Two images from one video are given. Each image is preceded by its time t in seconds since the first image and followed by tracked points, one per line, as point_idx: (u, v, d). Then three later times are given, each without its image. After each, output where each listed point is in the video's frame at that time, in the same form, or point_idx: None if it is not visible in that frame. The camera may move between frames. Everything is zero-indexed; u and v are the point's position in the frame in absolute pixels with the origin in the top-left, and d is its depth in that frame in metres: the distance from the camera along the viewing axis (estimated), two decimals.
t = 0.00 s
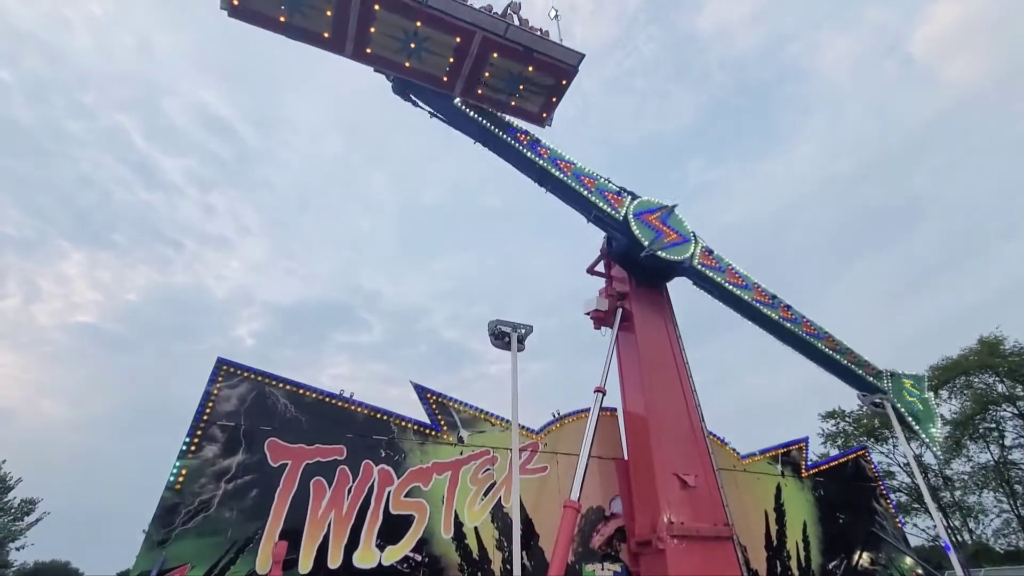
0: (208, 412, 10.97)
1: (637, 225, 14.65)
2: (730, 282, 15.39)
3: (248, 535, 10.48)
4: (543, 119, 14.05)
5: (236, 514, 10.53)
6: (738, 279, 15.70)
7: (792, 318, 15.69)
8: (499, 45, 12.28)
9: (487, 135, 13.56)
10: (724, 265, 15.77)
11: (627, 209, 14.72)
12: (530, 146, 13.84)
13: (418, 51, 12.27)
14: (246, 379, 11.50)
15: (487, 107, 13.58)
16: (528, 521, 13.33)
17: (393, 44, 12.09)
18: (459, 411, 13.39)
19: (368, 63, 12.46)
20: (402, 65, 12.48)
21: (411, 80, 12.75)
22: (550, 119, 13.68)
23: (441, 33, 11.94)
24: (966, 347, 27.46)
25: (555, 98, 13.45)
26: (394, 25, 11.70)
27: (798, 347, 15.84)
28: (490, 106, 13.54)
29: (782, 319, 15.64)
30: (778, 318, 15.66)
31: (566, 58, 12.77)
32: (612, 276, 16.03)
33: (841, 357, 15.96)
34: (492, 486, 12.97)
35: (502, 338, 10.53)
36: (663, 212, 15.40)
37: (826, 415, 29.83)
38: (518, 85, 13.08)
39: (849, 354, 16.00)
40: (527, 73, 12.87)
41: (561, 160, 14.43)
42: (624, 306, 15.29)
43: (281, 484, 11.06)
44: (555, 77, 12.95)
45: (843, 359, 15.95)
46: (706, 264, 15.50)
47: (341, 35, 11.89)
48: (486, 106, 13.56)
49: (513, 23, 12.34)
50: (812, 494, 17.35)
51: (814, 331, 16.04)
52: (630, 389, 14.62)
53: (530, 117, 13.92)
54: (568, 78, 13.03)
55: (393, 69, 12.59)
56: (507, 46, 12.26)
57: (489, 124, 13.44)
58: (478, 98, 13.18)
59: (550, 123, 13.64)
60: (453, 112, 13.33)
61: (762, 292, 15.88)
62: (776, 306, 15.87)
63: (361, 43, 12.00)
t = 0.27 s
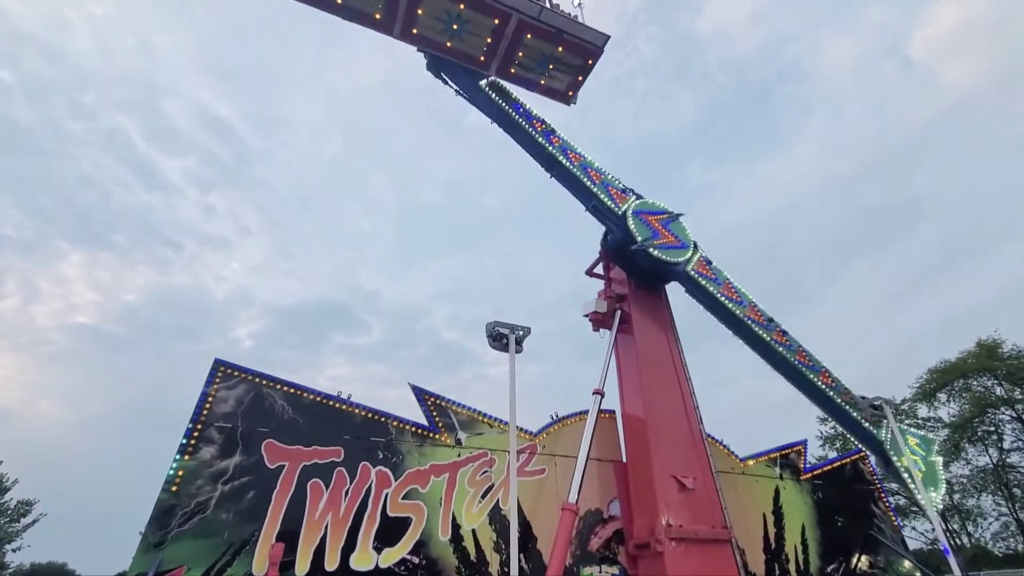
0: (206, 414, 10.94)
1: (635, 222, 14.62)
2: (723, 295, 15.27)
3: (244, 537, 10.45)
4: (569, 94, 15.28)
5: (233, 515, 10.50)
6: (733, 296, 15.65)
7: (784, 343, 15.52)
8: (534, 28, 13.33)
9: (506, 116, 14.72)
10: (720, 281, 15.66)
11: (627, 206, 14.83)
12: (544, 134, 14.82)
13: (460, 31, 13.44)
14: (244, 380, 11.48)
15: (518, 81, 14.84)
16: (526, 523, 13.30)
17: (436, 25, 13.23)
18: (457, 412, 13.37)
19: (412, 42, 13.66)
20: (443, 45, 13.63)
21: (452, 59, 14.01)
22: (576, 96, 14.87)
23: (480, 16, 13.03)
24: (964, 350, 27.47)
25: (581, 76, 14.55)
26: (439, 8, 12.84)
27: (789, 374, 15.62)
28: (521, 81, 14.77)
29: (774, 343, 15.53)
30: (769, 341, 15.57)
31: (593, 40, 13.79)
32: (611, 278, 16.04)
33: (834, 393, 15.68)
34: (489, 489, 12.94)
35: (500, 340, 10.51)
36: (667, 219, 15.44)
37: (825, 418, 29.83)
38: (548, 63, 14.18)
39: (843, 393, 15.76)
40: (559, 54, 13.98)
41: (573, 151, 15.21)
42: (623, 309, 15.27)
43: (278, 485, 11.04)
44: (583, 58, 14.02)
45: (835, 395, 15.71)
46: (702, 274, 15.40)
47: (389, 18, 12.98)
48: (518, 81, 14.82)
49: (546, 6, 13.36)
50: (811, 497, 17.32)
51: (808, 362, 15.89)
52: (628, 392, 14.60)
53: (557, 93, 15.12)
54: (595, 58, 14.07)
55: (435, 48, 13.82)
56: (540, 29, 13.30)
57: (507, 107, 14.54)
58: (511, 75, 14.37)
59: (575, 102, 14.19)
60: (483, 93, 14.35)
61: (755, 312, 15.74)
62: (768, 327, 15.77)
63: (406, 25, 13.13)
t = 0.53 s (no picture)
0: (188, 415, 10.77)
1: (624, 222, 14.79)
2: (701, 307, 14.78)
3: (226, 541, 10.28)
4: (588, 89, 16.29)
5: (214, 519, 10.33)
6: (714, 310, 15.05)
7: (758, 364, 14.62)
8: (560, 24, 14.42)
9: (516, 107, 15.09)
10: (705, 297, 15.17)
11: (620, 207, 14.99)
12: (550, 129, 15.02)
13: (491, 27, 14.41)
14: (227, 381, 11.33)
15: (541, 76, 15.82)
16: (512, 527, 13.22)
17: (470, 21, 14.25)
18: (445, 415, 13.28)
19: (446, 36, 14.60)
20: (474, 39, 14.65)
21: (481, 53, 14.91)
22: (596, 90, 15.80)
23: (511, 13, 14.12)
24: (945, 356, 27.76)
25: (600, 71, 15.63)
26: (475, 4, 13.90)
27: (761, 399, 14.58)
28: (544, 76, 15.74)
29: (749, 363, 14.64)
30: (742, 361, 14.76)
31: (614, 37, 14.90)
32: (600, 282, 16.01)
33: (805, 426, 14.43)
34: (476, 492, 12.86)
35: (488, 343, 10.45)
36: (658, 226, 15.41)
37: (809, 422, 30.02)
38: (570, 59, 15.22)
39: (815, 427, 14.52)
40: (581, 50, 15.04)
41: (576, 150, 15.39)
42: (611, 312, 15.25)
43: (262, 487, 10.89)
44: (604, 53, 15.13)
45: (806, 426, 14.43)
46: (684, 283, 15.05)
47: (427, 13, 13.96)
48: (541, 76, 15.81)
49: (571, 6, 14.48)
50: (795, 501, 17.40)
51: (785, 390, 14.89)
52: (616, 396, 14.57)
53: (577, 88, 16.10)
54: (614, 53, 15.19)
55: (468, 41, 14.77)
56: (566, 25, 14.41)
57: (519, 100, 14.89)
58: (536, 69, 15.40)
59: (592, 98, 14.53)
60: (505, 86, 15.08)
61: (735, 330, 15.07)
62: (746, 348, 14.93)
63: (442, 20, 14.10)
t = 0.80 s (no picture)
0: (158, 418, 10.50)
1: (607, 225, 14.91)
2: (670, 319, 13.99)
3: (196, 547, 10.03)
4: (599, 94, 17.44)
5: (184, 525, 10.07)
6: (685, 322, 14.15)
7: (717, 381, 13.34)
8: (577, 33, 15.64)
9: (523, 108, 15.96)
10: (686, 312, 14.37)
11: (606, 211, 15.23)
12: (550, 132, 15.74)
13: (514, 34, 15.59)
14: (201, 384, 11.08)
15: (557, 80, 16.96)
16: (490, 533, 13.11)
17: (494, 27, 15.38)
18: (424, 420, 13.14)
19: (470, 41, 15.73)
20: (497, 44, 15.76)
21: (503, 57, 16.05)
22: (606, 95, 16.93)
23: (533, 21, 15.28)
24: (914, 364, 28.23)
25: (612, 77, 16.82)
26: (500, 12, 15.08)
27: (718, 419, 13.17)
28: (560, 81, 16.85)
29: (712, 378, 13.38)
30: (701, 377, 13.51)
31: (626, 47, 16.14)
32: (582, 288, 15.94)
33: (765, 454, 12.66)
34: (455, 498, 12.73)
35: (469, 346, 10.36)
36: (642, 236, 15.45)
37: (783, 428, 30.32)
38: (586, 66, 16.39)
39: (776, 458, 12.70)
40: (595, 57, 16.22)
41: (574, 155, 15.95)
42: (593, 318, 15.22)
43: (235, 492, 10.66)
44: (615, 61, 16.35)
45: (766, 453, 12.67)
46: (660, 293, 14.50)
47: (456, 19, 15.11)
48: (556, 82, 16.92)
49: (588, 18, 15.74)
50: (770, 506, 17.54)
51: (747, 412, 13.18)
52: (596, 402, 14.51)
53: (590, 93, 17.27)
54: (626, 62, 16.43)
55: (491, 46, 15.91)
56: (584, 34, 15.62)
57: (526, 102, 15.73)
58: (553, 75, 16.50)
59: (603, 102, 15.67)
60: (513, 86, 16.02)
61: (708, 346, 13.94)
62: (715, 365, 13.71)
63: (468, 25, 15.23)
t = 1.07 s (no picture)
0: (125, 418, 10.19)
1: (588, 226, 14.97)
2: (637, 325, 13.87)
3: (162, 552, 9.74)
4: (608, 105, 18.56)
5: (149, 529, 9.77)
6: (655, 331, 14.06)
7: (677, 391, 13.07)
8: (592, 47, 16.80)
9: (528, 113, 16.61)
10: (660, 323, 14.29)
11: (591, 215, 15.32)
12: (549, 136, 16.19)
13: (532, 46, 16.70)
14: (171, 383, 10.80)
15: (570, 90, 18.09)
16: (466, 537, 12.96)
17: (515, 38, 16.54)
18: (401, 422, 12.98)
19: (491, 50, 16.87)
20: (515, 53, 16.88)
21: (521, 66, 17.12)
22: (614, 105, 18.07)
23: (551, 34, 16.42)
24: (882, 372, 28.74)
25: (621, 89, 18.01)
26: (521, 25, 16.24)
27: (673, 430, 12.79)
28: (573, 90, 18.04)
29: (672, 389, 13.10)
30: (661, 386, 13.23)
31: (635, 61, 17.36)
32: (562, 292, 15.94)
33: (716, 471, 12.18)
34: (431, 501, 12.57)
35: (447, 348, 10.23)
36: (624, 243, 15.47)
37: (757, 434, 30.64)
38: (597, 78, 17.59)
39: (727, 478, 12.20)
40: (606, 69, 17.39)
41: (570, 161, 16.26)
42: (572, 322, 15.22)
43: (204, 495, 10.39)
44: (625, 73, 17.57)
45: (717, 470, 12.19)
46: (634, 299, 14.45)
47: (480, 29, 16.30)
48: (569, 90, 18.10)
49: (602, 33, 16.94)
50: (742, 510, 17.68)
51: (704, 427, 12.85)
52: (574, 406, 14.47)
53: (599, 103, 18.40)
54: (635, 74, 17.69)
55: (511, 56, 17.03)
56: (598, 48, 16.80)
57: (531, 106, 16.48)
58: (567, 84, 17.68)
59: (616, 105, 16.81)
60: (520, 90, 16.89)
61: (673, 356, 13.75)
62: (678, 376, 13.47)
63: (491, 34, 16.39)
